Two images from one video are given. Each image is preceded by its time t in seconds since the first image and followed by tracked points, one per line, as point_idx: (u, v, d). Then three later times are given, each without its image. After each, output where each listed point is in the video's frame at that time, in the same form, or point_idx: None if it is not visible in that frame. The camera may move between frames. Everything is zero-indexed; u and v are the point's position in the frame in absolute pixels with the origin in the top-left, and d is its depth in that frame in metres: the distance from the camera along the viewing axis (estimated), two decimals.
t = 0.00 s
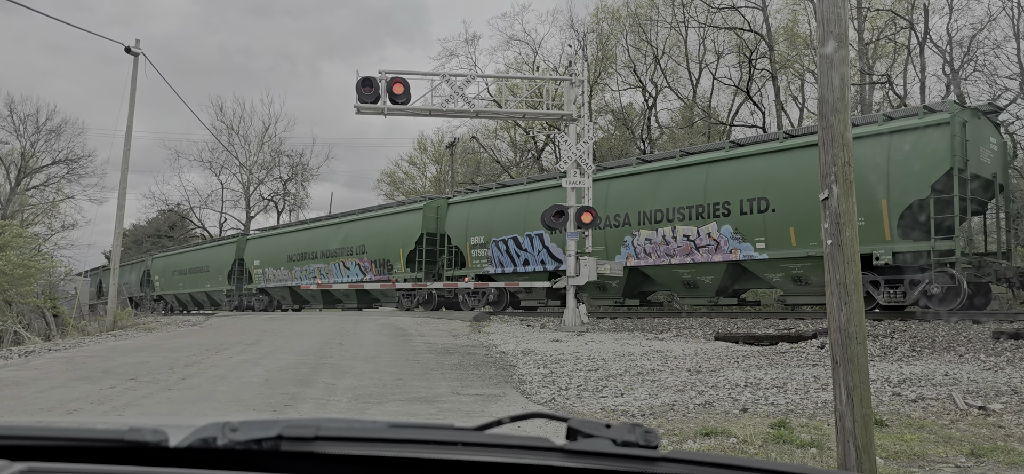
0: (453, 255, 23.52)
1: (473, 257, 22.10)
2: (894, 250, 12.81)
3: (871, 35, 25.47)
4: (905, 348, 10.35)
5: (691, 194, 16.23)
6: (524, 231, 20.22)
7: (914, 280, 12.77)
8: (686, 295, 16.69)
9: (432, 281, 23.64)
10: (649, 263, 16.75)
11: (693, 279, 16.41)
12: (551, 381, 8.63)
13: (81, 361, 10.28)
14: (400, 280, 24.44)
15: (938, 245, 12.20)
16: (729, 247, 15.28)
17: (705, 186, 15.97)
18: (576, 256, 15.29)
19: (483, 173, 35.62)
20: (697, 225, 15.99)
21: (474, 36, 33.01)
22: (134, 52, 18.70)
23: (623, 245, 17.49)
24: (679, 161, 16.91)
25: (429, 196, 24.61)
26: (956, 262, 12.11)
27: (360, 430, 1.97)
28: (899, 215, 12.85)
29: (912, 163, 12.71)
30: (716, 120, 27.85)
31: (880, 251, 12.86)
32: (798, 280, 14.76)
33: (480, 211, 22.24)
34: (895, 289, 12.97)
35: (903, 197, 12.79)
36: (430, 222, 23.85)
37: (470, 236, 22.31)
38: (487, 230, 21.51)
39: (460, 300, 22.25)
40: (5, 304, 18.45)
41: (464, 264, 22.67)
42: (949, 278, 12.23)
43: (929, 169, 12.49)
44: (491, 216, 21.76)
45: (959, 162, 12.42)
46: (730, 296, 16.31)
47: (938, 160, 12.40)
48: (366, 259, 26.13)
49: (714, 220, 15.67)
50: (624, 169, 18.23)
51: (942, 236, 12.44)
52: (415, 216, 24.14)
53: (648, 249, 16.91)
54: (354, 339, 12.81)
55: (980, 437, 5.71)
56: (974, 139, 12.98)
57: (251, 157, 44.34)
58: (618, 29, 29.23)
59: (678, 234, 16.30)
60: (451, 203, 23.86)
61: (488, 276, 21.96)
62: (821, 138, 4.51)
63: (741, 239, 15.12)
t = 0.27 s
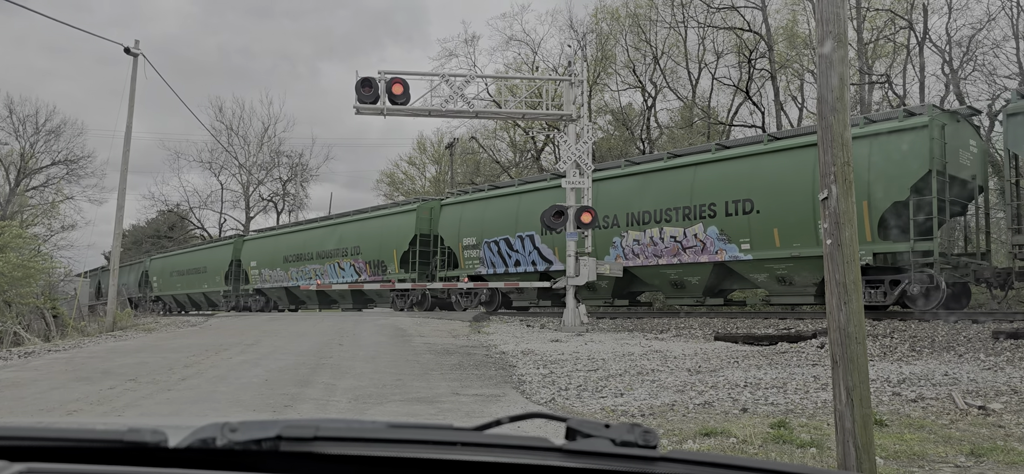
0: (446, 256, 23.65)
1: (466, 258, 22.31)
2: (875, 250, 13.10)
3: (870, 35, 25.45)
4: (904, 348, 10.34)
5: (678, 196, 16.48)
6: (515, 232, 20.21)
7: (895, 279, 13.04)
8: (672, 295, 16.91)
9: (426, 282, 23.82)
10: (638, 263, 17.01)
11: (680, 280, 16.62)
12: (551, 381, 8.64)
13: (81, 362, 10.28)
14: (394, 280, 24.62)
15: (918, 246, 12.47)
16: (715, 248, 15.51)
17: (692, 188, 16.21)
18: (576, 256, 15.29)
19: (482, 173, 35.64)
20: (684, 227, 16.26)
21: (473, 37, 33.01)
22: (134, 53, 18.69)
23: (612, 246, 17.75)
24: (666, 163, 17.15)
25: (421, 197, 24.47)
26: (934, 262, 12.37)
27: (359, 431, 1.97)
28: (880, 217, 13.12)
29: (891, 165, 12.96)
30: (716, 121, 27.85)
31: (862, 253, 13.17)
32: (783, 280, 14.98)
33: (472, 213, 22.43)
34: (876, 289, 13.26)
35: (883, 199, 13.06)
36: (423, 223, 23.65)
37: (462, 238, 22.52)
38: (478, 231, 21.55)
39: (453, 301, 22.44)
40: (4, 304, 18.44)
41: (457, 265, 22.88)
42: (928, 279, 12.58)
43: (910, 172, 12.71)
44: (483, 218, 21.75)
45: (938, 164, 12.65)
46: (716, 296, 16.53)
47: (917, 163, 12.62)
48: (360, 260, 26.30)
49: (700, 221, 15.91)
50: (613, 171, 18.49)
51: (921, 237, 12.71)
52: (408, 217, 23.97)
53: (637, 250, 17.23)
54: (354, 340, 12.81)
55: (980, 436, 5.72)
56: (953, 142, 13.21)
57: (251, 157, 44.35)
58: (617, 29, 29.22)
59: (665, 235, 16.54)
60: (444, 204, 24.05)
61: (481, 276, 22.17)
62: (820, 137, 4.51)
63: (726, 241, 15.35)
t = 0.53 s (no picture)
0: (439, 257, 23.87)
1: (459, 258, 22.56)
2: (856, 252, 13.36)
3: (870, 35, 25.43)
4: (904, 348, 10.34)
5: (665, 198, 16.76)
6: (506, 233, 20.62)
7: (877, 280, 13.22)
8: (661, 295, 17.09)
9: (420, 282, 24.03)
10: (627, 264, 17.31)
11: (668, 280, 16.85)
12: (551, 381, 8.64)
13: (81, 362, 10.27)
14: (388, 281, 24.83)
15: (897, 247, 12.72)
16: (701, 249, 15.79)
17: (679, 190, 16.49)
18: (576, 256, 15.29)
19: (482, 173, 35.64)
20: (671, 228, 16.53)
21: (473, 37, 33.02)
22: (133, 53, 18.69)
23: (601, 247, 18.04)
24: (655, 165, 17.41)
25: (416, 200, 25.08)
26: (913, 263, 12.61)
27: (358, 431, 1.97)
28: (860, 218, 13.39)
29: (871, 168, 13.21)
30: (716, 120, 27.83)
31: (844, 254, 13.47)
32: (768, 281, 15.18)
33: (465, 214, 22.66)
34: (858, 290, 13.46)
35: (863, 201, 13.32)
36: (417, 224, 24.35)
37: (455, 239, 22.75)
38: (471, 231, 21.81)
39: (446, 301, 22.62)
40: (4, 305, 18.43)
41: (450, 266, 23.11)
42: (909, 279, 12.70)
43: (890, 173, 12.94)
44: (476, 219, 22.17)
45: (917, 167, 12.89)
46: (704, 296, 16.72)
47: (896, 166, 12.88)
48: (355, 260, 26.48)
49: (687, 223, 16.19)
50: (602, 173, 18.76)
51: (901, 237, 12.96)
52: (402, 219, 24.63)
53: (625, 251, 17.53)
54: (354, 340, 12.81)
55: (980, 436, 5.72)
56: (933, 145, 13.47)
57: (250, 157, 44.34)
58: (617, 29, 29.21)
59: (653, 237, 16.82)
60: (437, 205, 24.25)
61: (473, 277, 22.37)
62: (819, 137, 4.51)
63: (713, 242, 15.62)
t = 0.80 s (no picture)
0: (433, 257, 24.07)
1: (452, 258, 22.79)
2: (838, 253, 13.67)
3: (870, 35, 25.42)
4: (904, 348, 10.34)
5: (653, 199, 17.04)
6: (499, 234, 20.88)
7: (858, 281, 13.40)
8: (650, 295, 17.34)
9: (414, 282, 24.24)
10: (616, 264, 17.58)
11: (656, 280, 17.10)
12: (551, 381, 8.64)
13: (81, 362, 10.26)
14: (383, 281, 25.02)
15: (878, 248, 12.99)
16: (689, 250, 16.08)
17: (666, 191, 16.77)
18: (576, 256, 15.28)
19: (483, 173, 35.64)
20: (659, 229, 16.80)
21: (473, 37, 33.02)
22: (133, 53, 18.68)
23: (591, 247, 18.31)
24: (643, 166, 17.69)
25: (410, 200, 25.19)
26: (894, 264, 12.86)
27: (359, 431, 1.97)
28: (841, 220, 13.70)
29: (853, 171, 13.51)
30: (716, 120, 27.82)
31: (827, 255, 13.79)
32: (753, 281, 15.45)
33: (458, 215, 22.86)
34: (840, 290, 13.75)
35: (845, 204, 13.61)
36: (411, 225, 24.44)
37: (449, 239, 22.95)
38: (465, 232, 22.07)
39: (440, 301, 22.75)
40: (4, 305, 18.42)
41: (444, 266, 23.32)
42: (889, 280, 12.95)
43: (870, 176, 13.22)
44: (470, 220, 22.36)
45: (898, 169, 13.18)
46: (692, 296, 16.96)
47: (877, 170, 13.15)
48: (350, 261, 26.64)
49: (674, 223, 16.48)
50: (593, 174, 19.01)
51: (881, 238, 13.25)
52: (397, 219, 24.76)
53: (615, 251, 17.81)
54: (354, 340, 12.80)
55: (980, 436, 5.72)
56: (915, 147, 13.74)
57: (250, 157, 44.34)
58: (617, 29, 29.21)
59: (641, 237, 17.11)
60: (431, 206, 24.41)
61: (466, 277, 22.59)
62: (820, 136, 4.50)
63: (699, 243, 15.91)
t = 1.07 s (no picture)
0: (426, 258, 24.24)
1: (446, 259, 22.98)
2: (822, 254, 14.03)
3: (870, 35, 25.41)
4: (904, 348, 10.35)
5: (642, 201, 17.32)
6: (491, 235, 21.10)
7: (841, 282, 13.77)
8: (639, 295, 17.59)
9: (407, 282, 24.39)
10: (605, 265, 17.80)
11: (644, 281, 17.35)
12: (550, 381, 8.63)
13: (81, 362, 10.27)
14: (378, 281, 25.18)
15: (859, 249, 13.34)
16: (677, 251, 16.35)
17: (655, 193, 17.07)
18: (576, 256, 15.27)
19: (483, 173, 35.65)
20: (648, 230, 17.09)
21: (473, 37, 33.02)
22: (133, 53, 18.68)
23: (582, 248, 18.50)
24: (633, 168, 17.98)
25: (405, 201, 25.31)
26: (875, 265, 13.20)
27: (359, 430, 1.97)
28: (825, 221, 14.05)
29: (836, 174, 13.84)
30: (716, 121, 27.80)
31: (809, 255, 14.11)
32: (740, 281, 15.71)
33: (452, 216, 23.04)
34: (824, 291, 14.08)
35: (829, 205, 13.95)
36: (405, 225, 24.57)
37: (442, 239, 23.13)
38: (458, 233, 22.32)
39: (433, 301, 22.84)
40: (4, 304, 18.42)
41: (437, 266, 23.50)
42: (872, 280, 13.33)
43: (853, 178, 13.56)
44: (462, 220, 22.52)
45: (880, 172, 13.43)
46: (680, 297, 17.22)
47: (859, 173, 13.45)
48: (345, 261, 26.77)
49: (662, 225, 16.77)
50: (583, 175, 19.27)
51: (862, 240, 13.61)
52: (392, 220, 24.90)
53: (605, 252, 18.08)
54: (354, 340, 12.80)
55: (979, 436, 5.72)
56: (897, 151, 14.11)
57: (250, 157, 44.34)
58: (617, 29, 29.21)
59: (631, 238, 17.39)
60: (425, 207, 24.54)
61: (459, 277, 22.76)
62: (819, 137, 4.50)
63: (687, 244, 16.19)
